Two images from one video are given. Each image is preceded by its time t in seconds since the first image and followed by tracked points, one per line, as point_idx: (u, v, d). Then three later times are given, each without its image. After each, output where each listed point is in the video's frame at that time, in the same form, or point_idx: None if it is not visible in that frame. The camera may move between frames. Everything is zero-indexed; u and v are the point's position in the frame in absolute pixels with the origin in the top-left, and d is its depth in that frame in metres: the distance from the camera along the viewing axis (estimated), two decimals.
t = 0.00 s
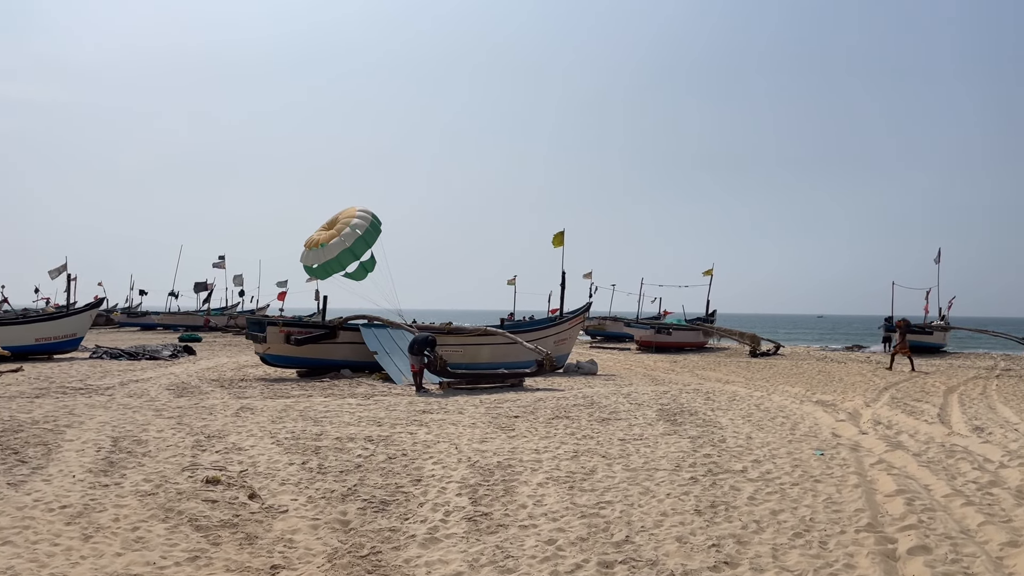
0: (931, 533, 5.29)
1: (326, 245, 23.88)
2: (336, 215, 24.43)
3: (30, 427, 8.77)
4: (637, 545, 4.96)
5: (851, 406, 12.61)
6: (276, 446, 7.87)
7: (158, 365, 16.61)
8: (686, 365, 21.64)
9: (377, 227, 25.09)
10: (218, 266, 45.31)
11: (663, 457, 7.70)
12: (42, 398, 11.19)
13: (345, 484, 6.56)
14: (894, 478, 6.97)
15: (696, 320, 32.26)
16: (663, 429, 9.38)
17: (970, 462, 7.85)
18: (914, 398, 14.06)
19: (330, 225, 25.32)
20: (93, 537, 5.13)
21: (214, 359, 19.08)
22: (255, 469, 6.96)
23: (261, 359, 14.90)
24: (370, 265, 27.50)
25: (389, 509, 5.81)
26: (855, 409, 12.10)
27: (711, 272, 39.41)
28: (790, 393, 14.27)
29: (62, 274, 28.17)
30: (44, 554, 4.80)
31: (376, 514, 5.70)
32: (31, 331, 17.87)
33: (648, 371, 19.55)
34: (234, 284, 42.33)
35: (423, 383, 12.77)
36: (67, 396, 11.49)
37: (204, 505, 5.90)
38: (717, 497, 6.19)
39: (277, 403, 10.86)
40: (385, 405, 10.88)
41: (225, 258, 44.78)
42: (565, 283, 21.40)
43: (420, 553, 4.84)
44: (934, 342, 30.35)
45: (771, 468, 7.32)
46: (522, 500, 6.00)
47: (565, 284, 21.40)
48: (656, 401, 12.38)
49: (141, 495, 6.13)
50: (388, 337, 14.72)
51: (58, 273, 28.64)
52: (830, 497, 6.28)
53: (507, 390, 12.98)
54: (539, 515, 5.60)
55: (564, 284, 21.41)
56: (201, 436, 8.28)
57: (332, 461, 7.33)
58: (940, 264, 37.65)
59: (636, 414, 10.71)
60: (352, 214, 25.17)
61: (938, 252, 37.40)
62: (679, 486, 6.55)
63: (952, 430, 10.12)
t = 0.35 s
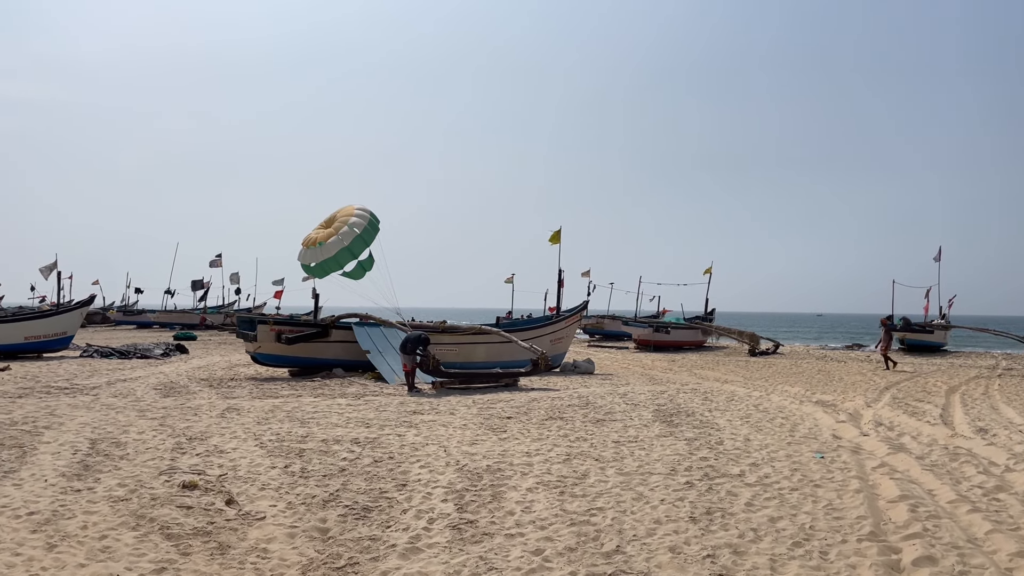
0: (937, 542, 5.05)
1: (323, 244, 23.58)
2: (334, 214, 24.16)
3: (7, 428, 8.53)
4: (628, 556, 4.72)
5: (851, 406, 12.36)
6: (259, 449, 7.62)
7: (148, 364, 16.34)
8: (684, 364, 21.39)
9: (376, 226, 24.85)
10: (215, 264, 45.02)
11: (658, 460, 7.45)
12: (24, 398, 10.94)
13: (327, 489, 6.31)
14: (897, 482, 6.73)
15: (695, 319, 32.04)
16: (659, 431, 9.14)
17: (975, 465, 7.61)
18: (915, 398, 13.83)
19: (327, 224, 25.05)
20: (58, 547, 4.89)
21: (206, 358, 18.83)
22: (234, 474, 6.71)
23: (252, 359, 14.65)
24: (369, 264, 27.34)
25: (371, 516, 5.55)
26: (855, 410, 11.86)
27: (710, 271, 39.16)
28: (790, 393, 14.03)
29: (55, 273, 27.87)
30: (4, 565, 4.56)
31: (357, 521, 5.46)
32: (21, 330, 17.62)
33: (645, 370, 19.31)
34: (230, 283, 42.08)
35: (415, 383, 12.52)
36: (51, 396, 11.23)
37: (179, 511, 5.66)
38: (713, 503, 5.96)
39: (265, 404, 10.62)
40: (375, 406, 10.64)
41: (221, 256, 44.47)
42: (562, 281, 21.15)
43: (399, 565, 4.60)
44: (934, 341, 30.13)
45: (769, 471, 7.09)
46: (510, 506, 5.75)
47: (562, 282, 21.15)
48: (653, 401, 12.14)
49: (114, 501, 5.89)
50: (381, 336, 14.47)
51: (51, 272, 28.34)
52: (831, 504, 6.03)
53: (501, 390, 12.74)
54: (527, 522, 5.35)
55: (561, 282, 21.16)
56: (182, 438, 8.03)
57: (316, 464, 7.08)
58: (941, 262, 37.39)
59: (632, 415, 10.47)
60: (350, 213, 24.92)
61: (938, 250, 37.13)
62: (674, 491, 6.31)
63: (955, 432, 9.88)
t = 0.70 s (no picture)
0: (938, 550, 4.83)
1: (320, 243, 23.37)
2: (331, 213, 23.93)
3: None
4: (615, 565, 4.50)
5: (850, 407, 12.13)
6: (239, 451, 7.40)
7: (136, 363, 16.10)
8: (682, 363, 21.17)
9: (374, 226, 24.61)
10: (211, 263, 44.74)
11: (651, 463, 7.22)
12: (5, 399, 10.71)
13: (305, 493, 6.08)
14: (897, 486, 6.50)
15: (693, 318, 31.82)
16: (653, 432, 8.90)
17: (977, 468, 7.39)
18: (915, 398, 13.61)
19: (324, 223, 24.77)
20: (18, 555, 4.67)
21: (197, 357, 18.57)
22: (211, 477, 6.49)
23: (241, 358, 14.42)
24: (366, 264, 27.21)
25: (348, 522, 5.33)
26: (854, 410, 11.65)
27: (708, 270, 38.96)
28: (787, 393, 13.81)
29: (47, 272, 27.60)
30: None
31: (333, 528, 5.23)
32: (8, 329, 17.38)
33: (642, 369, 19.10)
34: (226, 282, 41.83)
35: (406, 383, 12.30)
36: (33, 396, 11.00)
37: (149, 517, 5.44)
38: (705, 508, 5.73)
39: (251, 404, 10.39)
40: (363, 406, 10.40)
41: (217, 255, 44.19)
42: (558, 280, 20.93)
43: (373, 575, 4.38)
44: (934, 340, 29.95)
45: (765, 475, 6.86)
46: (494, 511, 5.53)
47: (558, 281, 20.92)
48: (648, 401, 11.93)
49: (83, 506, 5.67)
50: (372, 335, 14.25)
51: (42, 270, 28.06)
52: (827, 508, 5.82)
53: (493, 391, 12.52)
54: (511, 529, 5.13)
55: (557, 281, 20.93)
56: (161, 440, 7.80)
57: (296, 467, 6.85)
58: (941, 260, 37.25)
59: (625, 415, 10.24)
60: (348, 212, 24.68)
61: (938, 249, 36.91)
62: (665, 495, 6.08)
63: (956, 433, 9.66)
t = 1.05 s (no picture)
0: (938, 563, 4.62)
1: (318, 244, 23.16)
2: (329, 213, 23.71)
3: None
4: None
5: (849, 409, 11.91)
6: (217, 457, 7.17)
7: (125, 365, 15.85)
8: (679, 364, 20.96)
9: (372, 226, 24.39)
10: (207, 263, 44.48)
11: (641, 469, 7.01)
12: None
13: (281, 502, 5.86)
14: (895, 494, 6.29)
15: (691, 318, 31.63)
16: (645, 436, 8.68)
17: (977, 474, 7.18)
18: (914, 399, 13.41)
19: (322, 222, 24.48)
20: None
21: (187, 358, 18.33)
22: (185, 485, 6.27)
23: (230, 359, 14.19)
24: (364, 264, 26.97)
25: (323, 533, 5.11)
26: (852, 412, 11.44)
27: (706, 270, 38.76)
28: (784, 395, 13.60)
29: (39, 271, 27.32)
30: None
31: (306, 539, 5.02)
32: None
33: (638, 370, 18.88)
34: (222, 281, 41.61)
35: (396, 385, 12.08)
36: (14, 399, 10.78)
37: (116, 528, 5.22)
38: (695, 517, 5.53)
39: (235, 407, 10.17)
40: (350, 409, 10.18)
41: (214, 254, 43.89)
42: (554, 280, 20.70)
43: None
44: (933, 340, 29.76)
45: (758, 481, 6.65)
46: (475, 522, 5.31)
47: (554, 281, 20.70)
48: (642, 403, 11.72)
49: (49, 516, 5.45)
50: (363, 336, 14.03)
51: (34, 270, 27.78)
52: (823, 517, 5.60)
53: (485, 392, 12.30)
54: (491, 541, 4.91)
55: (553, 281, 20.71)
56: (138, 445, 7.58)
57: (275, 474, 6.63)
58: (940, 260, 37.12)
59: (618, 418, 10.02)
60: (346, 212, 24.45)
61: (938, 248, 36.76)
62: (655, 504, 5.86)
63: (956, 436, 9.45)
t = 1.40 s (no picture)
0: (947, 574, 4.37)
1: (316, 243, 22.92)
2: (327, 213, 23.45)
3: None
4: None
5: (850, 410, 11.66)
6: (198, 460, 6.92)
7: (114, 365, 15.59)
8: (678, 364, 20.71)
9: (370, 226, 24.13)
10: (204, 262, 44.18)
11: (636, 472, 6.75)
12: None
13: (260, 508, 5.61)
14: (900, 499, 6.04)
15: (690, 317, 31.40)
16: (642, 438, 8.43)
17: (984, 477, 6.93)
18: (916, 400, 13.17)
19: (320, 221, 24.23)
20: None
21: (179, 358, 18.07)
22: (160, 489, 6.01)
23: (220, 359, 13.94)
24: (363, 263, 26.77)
25: (299, 542, 4.86)
26: (854, 413, 11.19)
27: (706, 269, 38.52)
28: (784, 395, 13.35)
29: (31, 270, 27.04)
30: None
31: (281, 548, 4.76)
32: None
33: (637, 370, 18.64)
34: (220, 281, 41.36)
35: (388, 385, 11.83)
36: None
37: (82, 536, 4.96)
38: (691, 525, 5.27)
39: (221, 408, 9.92)
40: (339, 410, 9.93)
41: (211, 253, 43.65)
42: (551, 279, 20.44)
43: None
44: (934, 340, 29.51)
45: (758, 485, 6.39)
46: (460, 529, 5.05)
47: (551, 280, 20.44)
48: (639, 404, 11.47)
49: (14, 522, 5.19)
50: (356, 335, 13.78)
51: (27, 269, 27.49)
52: (825, 524, 5.35)
53: (479, 393, 12.05)
54: (476, 550, 4.65)
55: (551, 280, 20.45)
56: (117, 447, 7.33)
57: (255, 478, 6.37)
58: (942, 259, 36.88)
59: (614, 419, 9.77)
60: (344, 211, 24.18)
61: (940, 248, 36.51)
62: (650, 510, 5.61)
63: (961, 438, 9.20)
